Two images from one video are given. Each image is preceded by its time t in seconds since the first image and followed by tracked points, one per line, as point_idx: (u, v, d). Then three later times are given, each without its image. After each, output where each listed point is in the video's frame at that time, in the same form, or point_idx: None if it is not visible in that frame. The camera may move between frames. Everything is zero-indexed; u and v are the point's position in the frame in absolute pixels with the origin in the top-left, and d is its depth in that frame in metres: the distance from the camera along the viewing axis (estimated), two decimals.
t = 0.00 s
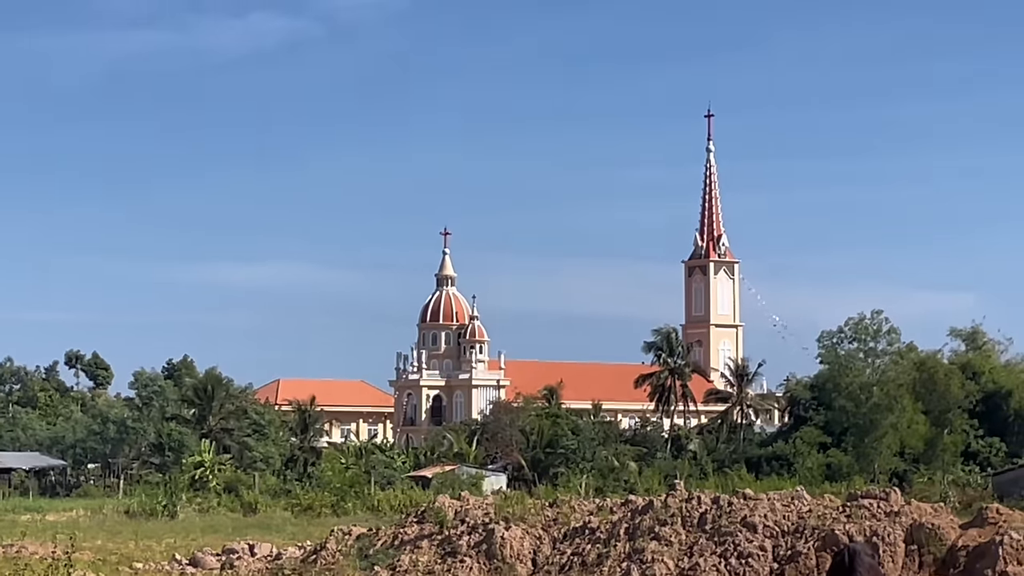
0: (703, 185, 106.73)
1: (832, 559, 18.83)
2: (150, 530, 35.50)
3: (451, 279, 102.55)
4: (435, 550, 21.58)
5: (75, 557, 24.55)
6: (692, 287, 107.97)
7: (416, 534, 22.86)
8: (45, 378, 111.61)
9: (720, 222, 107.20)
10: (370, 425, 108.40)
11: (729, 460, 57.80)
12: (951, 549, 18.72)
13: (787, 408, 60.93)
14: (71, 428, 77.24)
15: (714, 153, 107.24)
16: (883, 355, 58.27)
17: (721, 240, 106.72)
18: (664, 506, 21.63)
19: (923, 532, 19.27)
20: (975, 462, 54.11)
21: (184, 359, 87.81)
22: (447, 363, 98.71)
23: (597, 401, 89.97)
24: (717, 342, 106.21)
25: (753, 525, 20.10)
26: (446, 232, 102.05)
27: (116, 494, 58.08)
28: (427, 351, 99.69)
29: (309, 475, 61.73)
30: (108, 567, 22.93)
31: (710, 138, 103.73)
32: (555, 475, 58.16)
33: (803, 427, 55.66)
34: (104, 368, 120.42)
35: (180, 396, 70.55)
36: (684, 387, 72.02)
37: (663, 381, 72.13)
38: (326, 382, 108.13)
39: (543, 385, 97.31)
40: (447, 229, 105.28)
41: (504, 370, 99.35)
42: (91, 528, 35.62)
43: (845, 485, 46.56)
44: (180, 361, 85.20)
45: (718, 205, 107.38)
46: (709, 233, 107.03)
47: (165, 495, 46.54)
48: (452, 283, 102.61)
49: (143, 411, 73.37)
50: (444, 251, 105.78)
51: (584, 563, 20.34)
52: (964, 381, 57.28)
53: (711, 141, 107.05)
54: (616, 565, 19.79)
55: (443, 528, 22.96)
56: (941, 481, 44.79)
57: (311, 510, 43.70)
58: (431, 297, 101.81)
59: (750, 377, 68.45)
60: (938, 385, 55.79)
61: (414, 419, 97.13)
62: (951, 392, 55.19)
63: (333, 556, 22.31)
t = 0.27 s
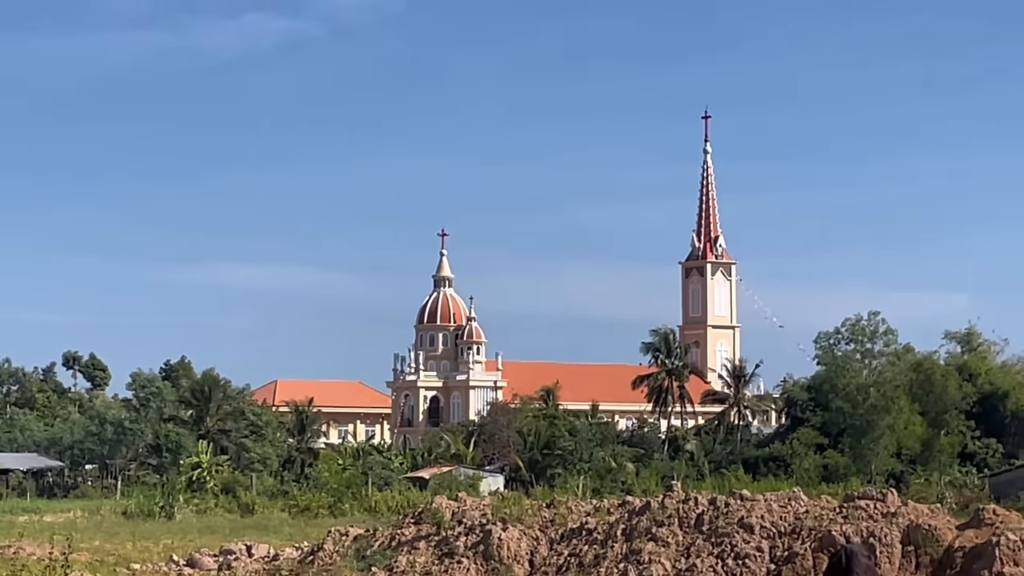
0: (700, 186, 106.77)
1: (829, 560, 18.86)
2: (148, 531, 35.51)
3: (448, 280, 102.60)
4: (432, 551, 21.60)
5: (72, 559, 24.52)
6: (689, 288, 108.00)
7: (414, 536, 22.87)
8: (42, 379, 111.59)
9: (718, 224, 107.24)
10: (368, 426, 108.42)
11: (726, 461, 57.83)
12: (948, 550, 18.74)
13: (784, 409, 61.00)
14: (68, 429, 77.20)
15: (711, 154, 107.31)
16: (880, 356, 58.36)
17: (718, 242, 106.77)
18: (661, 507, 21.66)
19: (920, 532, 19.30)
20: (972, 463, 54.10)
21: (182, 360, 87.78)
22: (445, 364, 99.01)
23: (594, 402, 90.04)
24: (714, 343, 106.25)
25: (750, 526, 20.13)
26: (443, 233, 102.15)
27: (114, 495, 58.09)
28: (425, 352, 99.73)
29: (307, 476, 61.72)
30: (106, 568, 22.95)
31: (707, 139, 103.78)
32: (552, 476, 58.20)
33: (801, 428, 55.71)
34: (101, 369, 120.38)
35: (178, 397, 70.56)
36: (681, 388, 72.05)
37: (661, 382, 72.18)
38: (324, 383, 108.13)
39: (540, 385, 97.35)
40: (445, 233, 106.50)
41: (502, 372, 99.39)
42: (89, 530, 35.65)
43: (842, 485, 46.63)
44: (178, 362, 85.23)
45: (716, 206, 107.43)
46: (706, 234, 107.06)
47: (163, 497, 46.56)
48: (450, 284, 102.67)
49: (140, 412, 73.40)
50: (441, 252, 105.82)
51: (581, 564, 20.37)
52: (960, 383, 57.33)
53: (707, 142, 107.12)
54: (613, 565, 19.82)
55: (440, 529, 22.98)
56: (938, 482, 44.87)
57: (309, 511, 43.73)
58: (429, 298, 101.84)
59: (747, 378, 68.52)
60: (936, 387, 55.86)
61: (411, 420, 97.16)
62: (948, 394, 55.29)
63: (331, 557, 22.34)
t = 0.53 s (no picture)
0: (698, 186, 106.78)
1: (826, 560, 18.87)
2: (146, 531, 35.49)
3: (446, 280, 102.62)
4: (430, 551, 21.60)
5: (70, 559, 24.51)
6: (687, 288, 108.03)
7: (411, 535, 22.87)
8: (40, 379, 111.51)
9: (715, 223, 107.25)
10: (366, 426, 108.40)
11: (724, 460, 57.83)
12: (946, 549, 18.75)
13: (782, 409, 61.02)
14: (66, 429, 77.19)
15: (709, 154, 107.33)
16: (878, 356, 58.44)
17: (716, 241, 106.82)
18: (659, 507, 21.67)
19: (918, 532, 19.29)
20: (970, 462, 54.09)
21: (179, 360, 87.73)
22: (443, 364, 99.08)
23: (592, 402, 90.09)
24: (712, 342, 106.28)
25: (748, 526, 20.14)
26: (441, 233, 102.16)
27: (111, 495, 58.07)
28: (422, 352, 99.70)
29: (304, 476, 61.68)
30: (103, 568, 22.92)
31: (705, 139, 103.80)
32: (550, 476, 58.19)
33: (799, 428, 55.73)
34: (99, 369, 120.29)
35: (175, 397, 70.53)
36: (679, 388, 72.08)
37: (659, 382, 72.22)
38: (321, 383, 108.08)
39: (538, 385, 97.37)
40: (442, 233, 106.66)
41: (500, 371, 99.40)
42: (87, 529, 35.63)
43: (839, 485, 46.68)
44: (175, 362, 85.20)
45: (713, 206, 107.46)
46: (704, 234, 107.06)
47: (161, 496, 46.53)
48: (448, 284, 102.68)
49: (138, 412, 73.37)
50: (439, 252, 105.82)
51: (578, 563, 20.37)
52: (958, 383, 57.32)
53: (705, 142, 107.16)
54: (610, 565, 19.81)
55: (438, 529, 22.97)
56: (936, 482, 44.89)
57: (307, 511, 43.71)
58: (427, 298, 101.83)
59: (745, 378, 68.56)
60: (934, 387, 55.88)
61: (409, 420, 97.14)
62: (946, 394, 55.32)
63: (328, 556, 22.32)
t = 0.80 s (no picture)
0: (695, 184, 106.83)
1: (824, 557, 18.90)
2: (144, 529, 35.51)
3: (444, 278, 102.70)
4: (428, 548, 21.61)
5: (67, 556, 24.48)
6: (684, 285, 108.07)
7: (409, 533, 22.88)
8: (38, 377, 111.51)
9: (713, 221, 107.27)
10: (363, 424, 108.41)
11: (721, 458, 57.84)
12: (943, 547, 18.77)
13: (779, 406, 61.05)
14: (63, 427, 77.16)
15: (706, 151, 107.35)
16: (875, 354, 58.53)
17: (713, 239, 106.91)
18: (656, 504, 21.70)
19: (914, 529, 19.33)
20: (967, 460, 54.11)
21: (177, 357, 87.69)
22: (440, 362, 99.11)
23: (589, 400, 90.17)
24: (710, 340, 106.34)
25: (745, 523, 20.17)
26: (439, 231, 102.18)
27: (109, 492, 58.08)
28: (420, 349, 99.63)
29: (302, 473, 61.68)
30: (100, 566, 22.93)
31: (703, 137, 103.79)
32: (547, 473, 58.23)
33: (796, 425, 55.78)
34: (97, 367, 120.27)
35: (173, 395, 70.55)
36: (677, 386, 72.12)
37: (657, 379, 72.26)
38: (319, 380, 108.07)
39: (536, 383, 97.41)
40: (439, 232, 106.75)
41: (497, 369, 99.41)
42: (85, 527, 35.65)
43: (836, 483, 46.77)
44: (173, 359, 85.21)
45: (711, 203, 107.50)
46: (702, 232, 107.08)
47: (159, 494, 46.54)
48: (445, 282, 102.75)
49: (135, 410, 73.40)
50: (436, 249, 105.85)
51: (577, 561, 20.40)
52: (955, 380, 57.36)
53: (702, 140, 107.25)
54: (608, 563, 19.82)
55: (435, 527, 22.97)
56: (932, 479, 44.97)
57: (305, 509, 43.73)
58: (424, 295, 101.86)
59: (742, 376, 68.61)
60: (931, 384, 55.96)
61: (407, 417, 97.19)
62: (943, 391, 55.42)
63: (326, 554, 22.33)
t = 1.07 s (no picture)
0: (693, 181, 106.75)
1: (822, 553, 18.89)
2: (141, 526, 35.51)
3: (441, 274, 102.70)
4: (425, 545, 21.60)
5: (64, 554, 24.49)
6: (682, 282, 108.07)
7: (407, 530, 22.87)
8: (35, 373, 111.50)
9: (710, 218, 107.26)
10: (361, 421, 108.41)
11: (719, 455, 57.83)
12: (940, 543, 18.75)
13: (777, 403, 61.06)
14: (61, 423, 77.09)
15: (704, 148, 107.34)
16: (873, 351, 58.53)
17: (711, 236, 106.87)
18: (654, 501, 21.69)
19: (913, 527, 19.34)
20: (965, 457, 54.14)
21: (175, 354, 87.64)
22: (438, 359, 98.99)
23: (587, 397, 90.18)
24: (707, 337, 106.34)
25: (743, 520, 20.16)
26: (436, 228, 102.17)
27: (106, 490, 58.07)
28: (418, 346, 99.49)
29: (300, 471, 61.64)
30: (99, 562, 22.97)
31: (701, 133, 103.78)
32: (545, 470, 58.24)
33: (794, 422, 55.80)
34: (94, 364, 120.26)
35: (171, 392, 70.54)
36: (675, 382, 72.12)
37: (654, 376, 72.26)
38: (317, 377, 108.07)
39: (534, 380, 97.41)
40: (437, 229, 106.56)
41: (495, 366, 99.39)
42: (82, 525, 35.61)
43: (834, 480, 46.80)
44: (171, 356, 85.20)
45: (708, 200, 107.51)
46: (699, 228, 107.09)
47: (156, 491, 46.53)
48: (443, 279, 102.76)
49: (133, 407, 73.40)
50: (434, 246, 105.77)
51: (574, 558, 20.39)
52: (953, 377, 57.33)
53: (700, 136, 107.22)
54: (606, 559, 19.82)
55: (433, 523, 22.99)
56: (930, 475, 44.99)
57: (302, 506, 43.71)
58: (422, 292, 101.85)
59: (740, 373, 68.57)
60: (929, 381, 56.03)
61: (405, 415, 97.23)
62: (940, 388, 55.43)
63: (324, 551, 22.33)
